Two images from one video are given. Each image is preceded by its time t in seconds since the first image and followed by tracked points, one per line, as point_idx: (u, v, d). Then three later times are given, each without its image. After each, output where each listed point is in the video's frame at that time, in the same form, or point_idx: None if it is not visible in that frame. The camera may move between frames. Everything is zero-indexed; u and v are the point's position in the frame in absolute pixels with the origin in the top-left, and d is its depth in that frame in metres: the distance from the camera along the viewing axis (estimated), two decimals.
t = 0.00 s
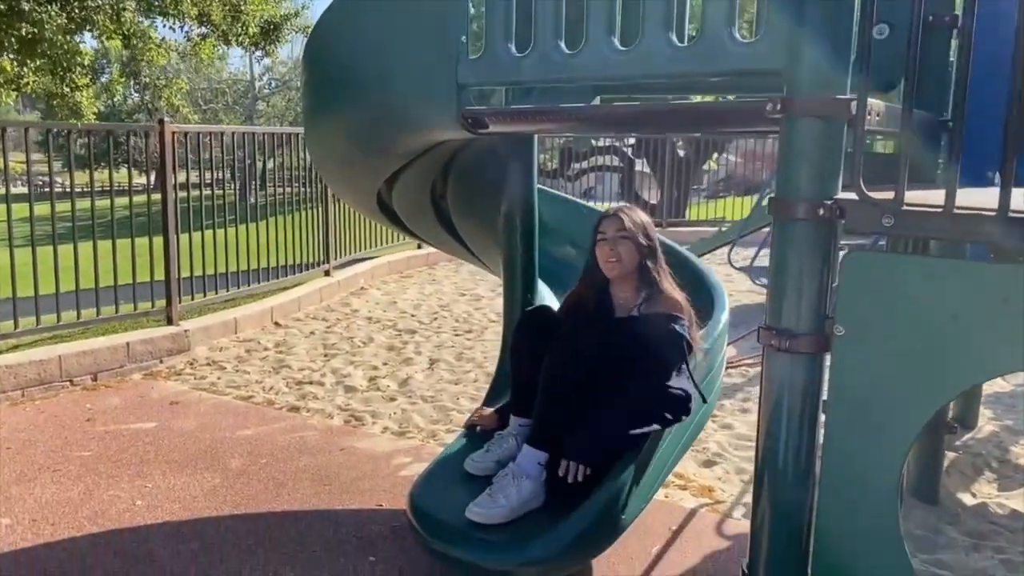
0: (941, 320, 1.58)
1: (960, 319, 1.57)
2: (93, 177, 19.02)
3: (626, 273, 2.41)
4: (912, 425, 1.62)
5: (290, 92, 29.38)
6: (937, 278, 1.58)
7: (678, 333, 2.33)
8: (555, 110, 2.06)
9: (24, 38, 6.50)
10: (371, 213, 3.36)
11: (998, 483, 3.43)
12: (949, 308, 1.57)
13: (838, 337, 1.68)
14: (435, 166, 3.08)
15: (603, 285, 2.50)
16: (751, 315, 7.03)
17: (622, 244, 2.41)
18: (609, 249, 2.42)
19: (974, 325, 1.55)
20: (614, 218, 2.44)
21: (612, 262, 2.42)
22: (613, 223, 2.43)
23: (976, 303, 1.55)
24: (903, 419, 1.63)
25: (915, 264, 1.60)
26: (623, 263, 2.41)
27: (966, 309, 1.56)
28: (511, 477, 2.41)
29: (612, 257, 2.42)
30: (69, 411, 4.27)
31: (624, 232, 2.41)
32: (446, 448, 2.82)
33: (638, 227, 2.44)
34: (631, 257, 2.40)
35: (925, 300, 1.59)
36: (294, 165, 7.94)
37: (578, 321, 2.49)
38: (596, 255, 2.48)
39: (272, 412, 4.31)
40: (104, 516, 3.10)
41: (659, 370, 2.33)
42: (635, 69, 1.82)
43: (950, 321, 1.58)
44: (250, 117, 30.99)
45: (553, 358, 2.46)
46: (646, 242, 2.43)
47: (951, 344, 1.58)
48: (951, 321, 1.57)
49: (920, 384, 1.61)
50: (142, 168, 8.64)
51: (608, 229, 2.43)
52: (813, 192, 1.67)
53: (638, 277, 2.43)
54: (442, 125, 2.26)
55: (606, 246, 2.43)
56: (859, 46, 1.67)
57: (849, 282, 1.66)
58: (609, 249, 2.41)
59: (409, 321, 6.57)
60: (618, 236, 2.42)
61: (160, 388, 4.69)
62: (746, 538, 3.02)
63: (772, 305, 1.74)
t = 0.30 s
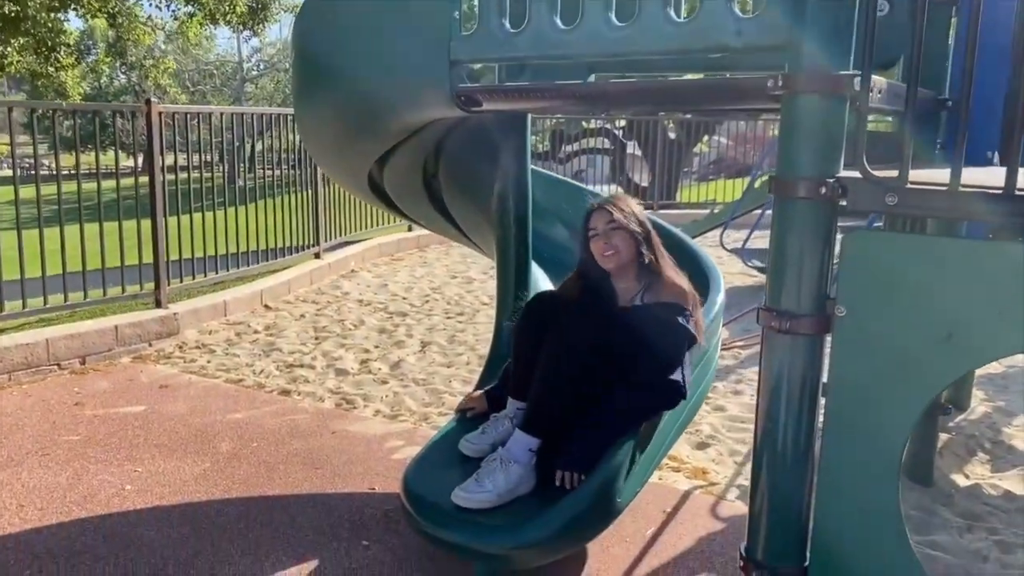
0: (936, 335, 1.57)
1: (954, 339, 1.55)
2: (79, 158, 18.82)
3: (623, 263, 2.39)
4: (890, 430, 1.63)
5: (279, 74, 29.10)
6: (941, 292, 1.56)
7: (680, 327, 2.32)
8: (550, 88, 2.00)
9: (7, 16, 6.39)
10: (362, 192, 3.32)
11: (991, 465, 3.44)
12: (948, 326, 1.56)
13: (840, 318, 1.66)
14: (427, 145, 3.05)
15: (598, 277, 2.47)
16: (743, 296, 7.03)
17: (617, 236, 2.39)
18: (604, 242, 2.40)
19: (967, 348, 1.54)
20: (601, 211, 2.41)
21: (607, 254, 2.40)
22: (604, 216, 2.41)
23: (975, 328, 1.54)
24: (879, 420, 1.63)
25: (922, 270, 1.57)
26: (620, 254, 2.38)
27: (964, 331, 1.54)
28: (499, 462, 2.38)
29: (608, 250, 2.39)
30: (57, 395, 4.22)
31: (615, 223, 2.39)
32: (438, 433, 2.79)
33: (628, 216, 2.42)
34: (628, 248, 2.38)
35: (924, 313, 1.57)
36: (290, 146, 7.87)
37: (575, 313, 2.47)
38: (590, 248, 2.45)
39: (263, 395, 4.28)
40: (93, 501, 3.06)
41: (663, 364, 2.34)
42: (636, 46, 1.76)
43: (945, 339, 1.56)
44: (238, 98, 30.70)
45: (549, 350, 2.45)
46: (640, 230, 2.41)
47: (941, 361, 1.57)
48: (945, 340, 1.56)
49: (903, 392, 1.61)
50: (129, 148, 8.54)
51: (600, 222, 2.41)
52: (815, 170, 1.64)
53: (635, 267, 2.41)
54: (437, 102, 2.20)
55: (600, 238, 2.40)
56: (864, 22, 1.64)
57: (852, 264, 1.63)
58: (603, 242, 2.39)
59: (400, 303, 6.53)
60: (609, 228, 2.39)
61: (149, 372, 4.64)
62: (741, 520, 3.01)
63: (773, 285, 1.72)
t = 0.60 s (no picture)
0: (945, 330, 1.54)
1: (963, 336, 1.53)
2: (66, 145, 18.68)
3: (628, 249, 2.39)
4: (890, 423, 1.61)
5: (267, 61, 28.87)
6: (951, 286, 1.53)
7: (670, 311, 2.33)
8: (541, 73, 1.98)
9: None
10: (350, 179, 3.29)
11: (980, 452, 3.45)
12: (958, 322, 1.53)
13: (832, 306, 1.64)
14: (418, 130, 3.03)
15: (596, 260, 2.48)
16: (734, 284, 7.03)
17: (629, 222, 2.39)
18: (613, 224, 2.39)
19: (977, 346, 1.52)
20: (621, 193, 2.41)
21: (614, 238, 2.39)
22: (620, 198, 2.40)
23: (985, 325, 1.51)
24: (880, 413, 1.61)
25: (932, 261, 1.54)
26: (626, 240, 2.39)
27: (974, 328, 1.52)
28: (488, 451, 2.35)
29: (616, 233, 2.39)
30: (43, 385, 4.18)
31: (630, 209, 2.39)
32: (428, 423, 2.78)
33: (643, 206, 2.43)
34: (634, 235, 2.39)
35: (933, 307, 1.55)
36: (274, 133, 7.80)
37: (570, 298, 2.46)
38: (595, 226, 2.43)
39: (251, 383, 4.25)
40: (80, 491, 3.04)
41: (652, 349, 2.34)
42: (628, 31, 1.74)
43: (953, 335, 1.54)
44: (226, 84, 30.46)
45: (539, 336, 2.41)
46: (649, 221, 2.42)
47: (948, 358, 1.54)
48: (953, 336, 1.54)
49: (907, 385, 1.58)
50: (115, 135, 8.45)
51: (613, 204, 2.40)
52: (808, 156, 1.62)
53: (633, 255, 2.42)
54: (426, 88, 2.17)
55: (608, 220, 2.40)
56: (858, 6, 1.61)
57: (851, 250, 1.61)
58: (613, 224, 2.38)
59: (390, 291, 6.51)
60: (624, 212, 2.39)
61: (137, 361, 4.61)
62: (731, 508, 3.01)
63: (764, 272, 1.70)
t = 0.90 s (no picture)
0: (947, 322, 1.54)
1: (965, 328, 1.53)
2: (55, 135, 18.52)
3: (630, 245, 2.40)
4: (887, 414, 1.61)
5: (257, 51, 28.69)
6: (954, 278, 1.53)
7: (664, 305, 2.34)
8: (530, 64, 1.96)
9: None
10: (338, 170, 3.26)
11: (970, 443, 3.46)
12: (961, 313, 1.53)
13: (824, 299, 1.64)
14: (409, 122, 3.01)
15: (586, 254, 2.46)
16: (725, 275, 7.02)
17: (637, 220, 2.38)
18: (621, 220, 2.38)
19: (980, 339, 1.52)
20: (629, 189, 2.40)
21: (619, 234, 2.39)
22: (629, 194, 2.39)
23: (988, 317, 1.51)
24: (881, 408, 1.61)
25: (934, 253, 1.54)
26: (632, 237, 2.39)
27: (977, 320, 1.52)
28: (480, 445, 2.36)
29: (624, 230, 2.38)
30: (31, 378, 4.16)
31: (640, 207, 2.39)
32: (419, 415, 2.77)
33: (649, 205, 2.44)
34: (640, 233, 2.40)
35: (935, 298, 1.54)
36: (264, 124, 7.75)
37: (563, 291, 2.45)
38: (601, 221, 2.41)
39: (241, 376, 4.23)
40: (67, 486, 3.02)
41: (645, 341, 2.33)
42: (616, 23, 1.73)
43: (956, 327, 1.54)
44: (215, 74, 30.22)
45: (534, 327, 2.39)
46: (652, 219, 2.44)
47: (952, 351, 1.54)
48: (955, 329, 1.54)
49: (910, 379, 1.58)
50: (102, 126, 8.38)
51: (623, 199, 2.39)
52: (800, 148, 1.61)
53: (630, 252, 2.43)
54: (414, 80, 2.14)
55: (616, 215, 2.38)
56: None
57: (847, 243, 1.60)
58: (622, 219, 2.37)
59: (381, 283, 6.49)
60: (635, 209, 2.39)
61: (126, 353, 4.58)
62: (722, 500, 3.01)
63: (756, 265, 1.69)
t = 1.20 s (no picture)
0: (948, 316, 1.53)
1: (966, 322, 1.52)
2: (44, 127, 18.38)
3: (620, 240, 2.38)
4: (885, 409, 1.59)
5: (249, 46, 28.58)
6: (954, 271, 1.52)
7: (656, 299, 2.32)
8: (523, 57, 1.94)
9: None
10: (329, 164, 3.24)
11: (963, 438, 3.46)
12: (960, 307, 1.52)
13: (819, 294, 1.63)
14: (401, 115, 2.99)
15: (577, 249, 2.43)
16: (718, 270, 7.02)
17: (626, 215, 2.37)
18: (611, 216, 2.37)
19: (980, 332, 1.50)
20: (618, 184, 2.39)
21: (608, 229, 2.37)
22: (618, 189, 2.38)
23: (989, 311, 1.50)
24: (882, 402, 1.59)
25: (933, 247, 1.53)
26: (623, 232, 2.37)
27: (977, 313, 1.50)
28: (472, 441, 2.33)
29: (613, 225, 2.37)
30: (20, 374, 4.12)
31: (629, 202, 2.38)
32: (411, 411, 2.74)
33: (638, 199, 2.43)
34: (631, 228, 2.38)
35: (934, 293, 1.53)
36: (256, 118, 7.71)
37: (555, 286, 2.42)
38: (590, 217, 2.40)
39: (232, 372, 4.20)
40: (57, 483, 2.99)
41: (639, 336, 2.33)
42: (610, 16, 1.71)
43: (957, 321, 1.52)
44: (207, 69, 30.07)
45: (528, 320, 2.36)
46: (642, 213, 2.42)
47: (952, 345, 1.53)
48: (957, 322, 1.52)
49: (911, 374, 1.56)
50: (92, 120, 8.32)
51: (612, 193, 2.38)
52: (794, 142, 1.60)
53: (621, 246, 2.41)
54: (405, 73, 2.11)
55: (606, 210, 2.37)
56: None
57: (843, 237, 1.59)
58: (611, 215, 2.36)
59: (374, 278, 6.46)
60: (624, 205, 2.38)
61: (116, 349, 4.55)
62: (715, 495, 3.00)
63: (750, 260, 1.68)
